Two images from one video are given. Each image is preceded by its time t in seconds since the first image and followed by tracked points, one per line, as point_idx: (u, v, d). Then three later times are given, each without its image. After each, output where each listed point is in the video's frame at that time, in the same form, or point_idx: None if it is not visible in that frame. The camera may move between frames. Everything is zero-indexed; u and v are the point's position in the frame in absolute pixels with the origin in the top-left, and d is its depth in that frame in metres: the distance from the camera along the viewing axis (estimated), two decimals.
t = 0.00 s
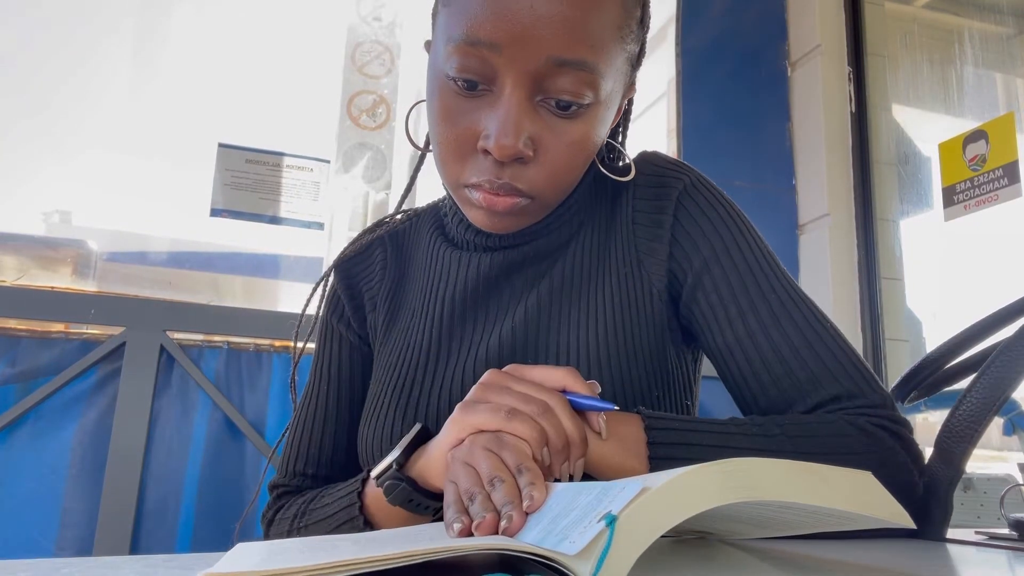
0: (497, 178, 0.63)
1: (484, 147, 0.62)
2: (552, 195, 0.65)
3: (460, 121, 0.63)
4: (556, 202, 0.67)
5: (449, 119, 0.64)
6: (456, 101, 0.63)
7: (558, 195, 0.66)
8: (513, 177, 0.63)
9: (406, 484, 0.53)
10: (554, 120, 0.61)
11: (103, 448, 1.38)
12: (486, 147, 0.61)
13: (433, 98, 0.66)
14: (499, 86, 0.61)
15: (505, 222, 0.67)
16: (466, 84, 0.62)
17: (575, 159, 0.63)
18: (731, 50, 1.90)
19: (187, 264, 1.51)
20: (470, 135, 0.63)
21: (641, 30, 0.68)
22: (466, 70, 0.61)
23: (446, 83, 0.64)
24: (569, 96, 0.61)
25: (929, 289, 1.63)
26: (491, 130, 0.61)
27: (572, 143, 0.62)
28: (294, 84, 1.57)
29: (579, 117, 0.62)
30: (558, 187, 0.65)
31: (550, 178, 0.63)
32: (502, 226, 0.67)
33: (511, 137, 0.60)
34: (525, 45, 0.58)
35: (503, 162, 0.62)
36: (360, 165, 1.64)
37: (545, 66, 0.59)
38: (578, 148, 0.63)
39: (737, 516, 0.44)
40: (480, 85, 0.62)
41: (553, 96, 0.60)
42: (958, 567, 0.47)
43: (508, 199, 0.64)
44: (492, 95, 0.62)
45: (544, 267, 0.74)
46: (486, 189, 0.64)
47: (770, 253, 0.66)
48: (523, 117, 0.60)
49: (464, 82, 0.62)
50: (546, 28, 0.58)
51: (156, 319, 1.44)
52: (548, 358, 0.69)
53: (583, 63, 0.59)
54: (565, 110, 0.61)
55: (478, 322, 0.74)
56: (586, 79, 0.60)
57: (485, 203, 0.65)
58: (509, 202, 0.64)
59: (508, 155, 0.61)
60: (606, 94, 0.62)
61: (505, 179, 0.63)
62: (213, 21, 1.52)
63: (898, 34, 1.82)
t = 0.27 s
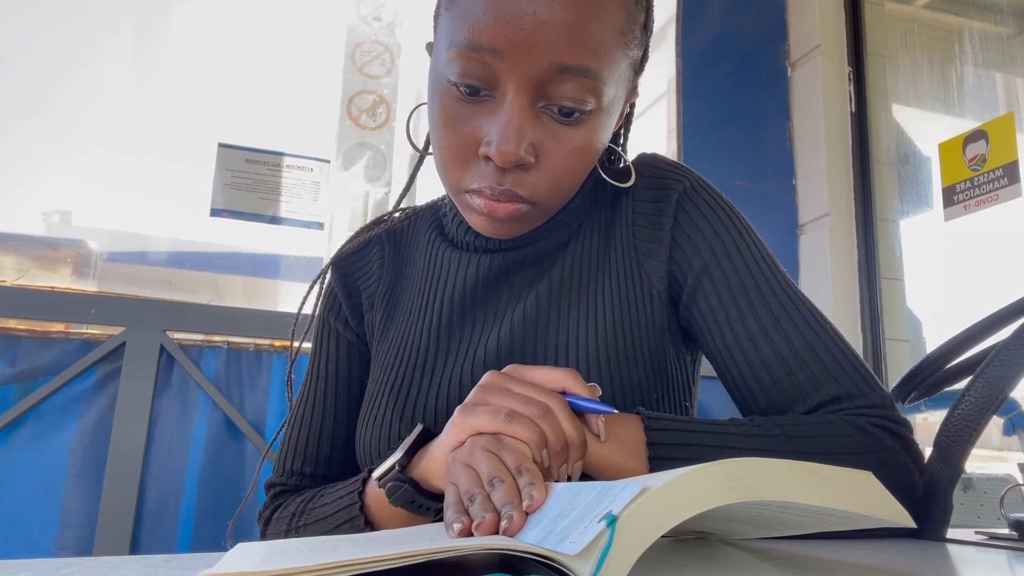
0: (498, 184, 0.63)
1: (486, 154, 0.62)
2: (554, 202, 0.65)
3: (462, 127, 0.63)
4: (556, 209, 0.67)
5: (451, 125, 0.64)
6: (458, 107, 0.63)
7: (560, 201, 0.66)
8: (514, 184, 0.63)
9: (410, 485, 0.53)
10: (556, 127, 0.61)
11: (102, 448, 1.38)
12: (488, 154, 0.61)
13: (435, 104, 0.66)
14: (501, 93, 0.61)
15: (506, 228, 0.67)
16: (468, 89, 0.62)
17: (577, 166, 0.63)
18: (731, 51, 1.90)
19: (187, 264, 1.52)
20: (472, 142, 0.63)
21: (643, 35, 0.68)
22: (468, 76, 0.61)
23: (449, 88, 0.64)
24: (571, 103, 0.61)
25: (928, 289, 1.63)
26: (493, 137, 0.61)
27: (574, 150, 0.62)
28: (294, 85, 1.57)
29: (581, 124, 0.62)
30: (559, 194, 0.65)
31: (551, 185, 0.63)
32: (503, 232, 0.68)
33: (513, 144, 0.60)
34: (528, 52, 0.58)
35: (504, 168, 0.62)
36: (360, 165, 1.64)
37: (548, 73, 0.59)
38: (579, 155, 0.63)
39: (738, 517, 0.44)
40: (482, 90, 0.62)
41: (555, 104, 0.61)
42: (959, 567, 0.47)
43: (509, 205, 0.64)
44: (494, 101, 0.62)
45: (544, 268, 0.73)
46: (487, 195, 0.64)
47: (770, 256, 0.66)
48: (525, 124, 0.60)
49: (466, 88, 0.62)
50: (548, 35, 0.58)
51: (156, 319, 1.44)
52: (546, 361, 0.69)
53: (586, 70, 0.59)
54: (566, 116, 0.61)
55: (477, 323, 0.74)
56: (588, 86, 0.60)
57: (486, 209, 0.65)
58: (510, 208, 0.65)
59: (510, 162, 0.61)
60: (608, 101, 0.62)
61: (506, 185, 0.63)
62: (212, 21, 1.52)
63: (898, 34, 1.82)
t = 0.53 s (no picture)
0: (487, 184, 0.63)
1: (476, 155, 0.62)
2: (544, 202, 0.65)
3: (452, 128, 0.63)
4: (548, 209, 0.67)
5: (441, 127, 0.64)
6: (448, 108, 0.63)
7: (551, 201, 0.66)
8: (504, 185, 0.63)
9: (410, 485, 0.53)
10: (546, 128, 0.61)
11: (102, 448, 1.38)
12: (477, 155, 0.61)
13: (427, 105, 0.66)
14: (490, 94, 0.61)
15: (497, 229, 0.67)
16: (458, 91, 0.62)
17: (567, 166, 0.63)
18: (731, 51, 1.90)
19: (187, 264, 1.52)
20: (461, 143, 0.63)
21: (637, 35, 0.68)
22: (458, 77, 0.61)
23: (440, 89, 0.64)
24: (561, 104, 0.60)
25: (928, 290, 1.63)
26: (482, 137, 0.61)
27: (565, 151, 0.62)
28: (294, 85, 1.57)
29: (571, 124, 0.62)
30: (550, 195, 0.65)
31: (542, 186, 0.63)
32: (495, 232, 0.67)
33: (502, 145, 0.60)
34: (516, 54, 0.58)
35: (493, 169, 0.62)
36: (360, 165, 1.64)
37: (537, 74, 0.59)
38: (570, 155, 0.63)
39: (738, 517, 0.44)
40: (471, 92, 0.62)
41: (545, 105, 0.60)
42: (959, 567, 0.47)
43: (500, 206, 0.64)
44: (483, 102, 0.62)
45: (542, 268, 0.73)
46: (478, 196, 0.64)
47: (768, 255, 0.66)
48: (514, 125, 0.60)
49: (456, 90, 0.62)
50: (535, 37, 0.58)
51: (156, 319, 1.44)
52: (545, 360, 0.69)
53: (575, 71, 0.59)
54: (556, 117, 0.61)
55: (475, 323, 0.73)
56: (577, 87, 0.60)
57: (478, 210, 0.65)
58: (500, 209, 0.64)
59: (499, 163, 0.61)
60: (598, 102, 0.62)
61: (496, 186, 0.63)
62: (212, 21, 1.51)
63: (898, 34, 1.82)
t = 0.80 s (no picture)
0: (486, 186, 0.63)
1: (475, 156, 0.62)
2: (543, 204, 0.65)
3: (451, 129, 0.63)
4: (546, 211, 0.67)
5: (440, 128, 0.64)
6: (447, 110, 0.63)
7: (550, 203, 0.66)
8: (503, 187, 0.63)
9: (410, 485, 0.53)
10: (545, 129, 0.61)
11: (102, 448, 1.38)
12: (476, 157, 0.61)
13: (426, 106, 0.66)
14: (489, 96, 0.61)
15: (495, 230, 0.67)
16: (457, 92, 0.62)
17: (566, 168, 0.63)
18: (731, 51, 1.90)
19: (187, 264, 1.52)
20: (460, 145, 0.63)
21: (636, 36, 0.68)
22: (456, 78, 0.61)
23: (439, 91, 0.64)
24: (559, 106, 0.60)
25: (928, 290, 1.63)
26: (481, 139, 0.61)
27: (564, 152, 0.62)
28: (294, 85, 1.56)
29: (570, 126, 0.62)
30: (549, 196, 0.65)
31: (541, 187, 0.63)
32: (493, 233, 0.67)
33: (501, 146, 0.60)
34: (514, 55, 0.58)
35: (492, 171, 0.62)
36: (360, 165, 1.64)
37: (535, 76, 0.59)
38: (569, 156, 0.63)
39: (738, 517, 0.44)
40: (470, 93, 0.62)
41: (543, 106, 0.60)
42: (959, 566, 0.47)
43: (499, 207, 0.64)
44: (482, 104, 0.62)
45: (542, 268, 0.73)
46: (477, 198, 0.64)
47: (767, 255, 0.66)
48: (513, 127, 0.60)
49: (455, 91, 0.62)
50: (534, 38, 0.58)
51: (156, 319, 1.44)
52: (544, 361, 0.69)
53: (574, 72, 0.59)
54: (554, 119, 0.61)
55: (475, 323, 0.73)
56: (576, 89, 0.60)
57: (477, 211, 0.65)
58: (499, 210, 0.64)
59: (498, 164, 0.61)
60: (597, 103, 0.62)
61: (495, 188, 0.63)
62: (212, 21, 1.51)
63: (898, 34, 1.82)
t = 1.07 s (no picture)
0: (488, 187, 0.63)
1: (477, 157, 0.62)
2: (545, 205, 0.65)
3: (454, 130, 0.63)
4: (548, 212, 0.67)
5: (443, 129, 0.64)
6: (450, 111, 0.63)
7: (552, 204, 0.66)
8: (505, 187, 0.63)
9: (411, 484, 0.53)
10: (547, 130, 0.61)
11: (102, 448, 1.38)
12: (479, 158, 0.61)
13: (428, 107, 0.66)
14: (491, 97, 0.61)
15: (497, 231, 0.67)
16: (459, 93, 0.62)
17: (568, 169, 0.63)
18: (731, 52, 1.90)
19: (187, 264, 1.52)
20: (463, 145, 0.63)
21: (638, 37, 0.68)
22: (458, 79, 0.61)
23: (441, 92, 0.64)
24: (561, 107, 0.60)
25: (929, 290, 1.63)
26: (484, 140, 0.61)
27: (566, 153, 0.62)
28: (294, 85, 1.56)
29: (572, 127, 0.62)
30: (551, 197, 0.65)
31: (543, 188, 0.63)
32: (495, 234, 0.67)
33: (504, 147, 0.60)
34: (517, 56, 0.58)
35: (494, 171, 0.62)
36: (360, 165, 1.64)
37: (538, 77, 0.59)
38: (571, 157, 0.63)
39: (738, 518, 0.44)
40: (473, 94, 0.62)
41: (546, 107, 0.60)
42: (960, 567, 0.47)
43: (501, 208, 0.64)
44: (484, 105, 0.62)
45: (544, 269, 0.73)
46: (479, 198, 0.64)
47: (767, 254, 0.66)
48: (515, 128, 0.60)
49: (457, 92, 0.62)
50: (537, 39, 0.58)
51: (156, 319, 1.44)
52: (545, 361, 0.69)
53: (576, 74, 0.59)
54: (557, 120, 0.61)
55: (476, 324, 0.73)
56: (578, 90, 0.60)
57: (479, 212, 0.65)
58: (501, 211, 0.64)
59: (501, 165, 0.61)
60: (599, 104, 0.62)
61: (498, 189, 0.63)
62: (212, 21, 1.51)
63: (898, 34, 1.82)
